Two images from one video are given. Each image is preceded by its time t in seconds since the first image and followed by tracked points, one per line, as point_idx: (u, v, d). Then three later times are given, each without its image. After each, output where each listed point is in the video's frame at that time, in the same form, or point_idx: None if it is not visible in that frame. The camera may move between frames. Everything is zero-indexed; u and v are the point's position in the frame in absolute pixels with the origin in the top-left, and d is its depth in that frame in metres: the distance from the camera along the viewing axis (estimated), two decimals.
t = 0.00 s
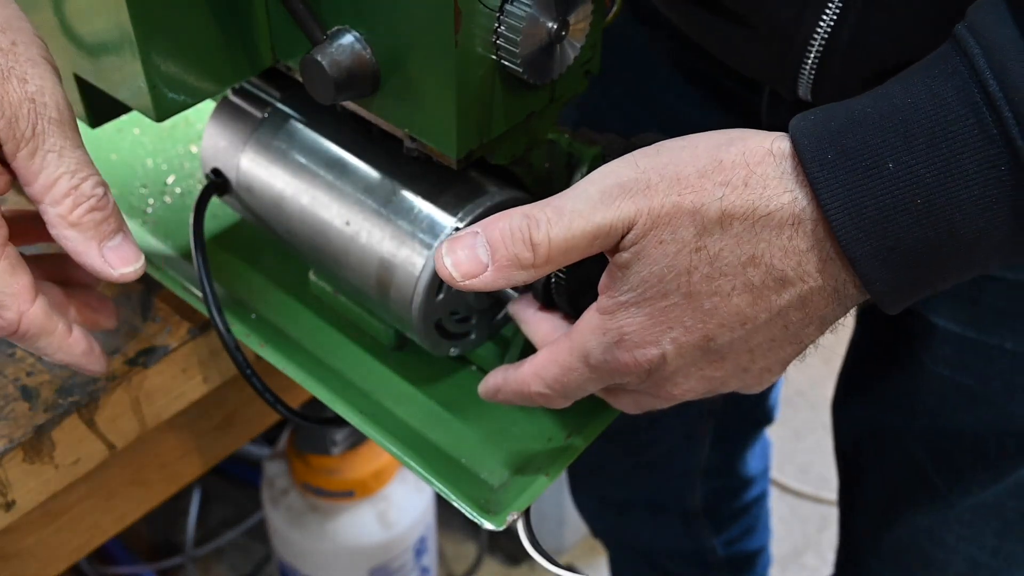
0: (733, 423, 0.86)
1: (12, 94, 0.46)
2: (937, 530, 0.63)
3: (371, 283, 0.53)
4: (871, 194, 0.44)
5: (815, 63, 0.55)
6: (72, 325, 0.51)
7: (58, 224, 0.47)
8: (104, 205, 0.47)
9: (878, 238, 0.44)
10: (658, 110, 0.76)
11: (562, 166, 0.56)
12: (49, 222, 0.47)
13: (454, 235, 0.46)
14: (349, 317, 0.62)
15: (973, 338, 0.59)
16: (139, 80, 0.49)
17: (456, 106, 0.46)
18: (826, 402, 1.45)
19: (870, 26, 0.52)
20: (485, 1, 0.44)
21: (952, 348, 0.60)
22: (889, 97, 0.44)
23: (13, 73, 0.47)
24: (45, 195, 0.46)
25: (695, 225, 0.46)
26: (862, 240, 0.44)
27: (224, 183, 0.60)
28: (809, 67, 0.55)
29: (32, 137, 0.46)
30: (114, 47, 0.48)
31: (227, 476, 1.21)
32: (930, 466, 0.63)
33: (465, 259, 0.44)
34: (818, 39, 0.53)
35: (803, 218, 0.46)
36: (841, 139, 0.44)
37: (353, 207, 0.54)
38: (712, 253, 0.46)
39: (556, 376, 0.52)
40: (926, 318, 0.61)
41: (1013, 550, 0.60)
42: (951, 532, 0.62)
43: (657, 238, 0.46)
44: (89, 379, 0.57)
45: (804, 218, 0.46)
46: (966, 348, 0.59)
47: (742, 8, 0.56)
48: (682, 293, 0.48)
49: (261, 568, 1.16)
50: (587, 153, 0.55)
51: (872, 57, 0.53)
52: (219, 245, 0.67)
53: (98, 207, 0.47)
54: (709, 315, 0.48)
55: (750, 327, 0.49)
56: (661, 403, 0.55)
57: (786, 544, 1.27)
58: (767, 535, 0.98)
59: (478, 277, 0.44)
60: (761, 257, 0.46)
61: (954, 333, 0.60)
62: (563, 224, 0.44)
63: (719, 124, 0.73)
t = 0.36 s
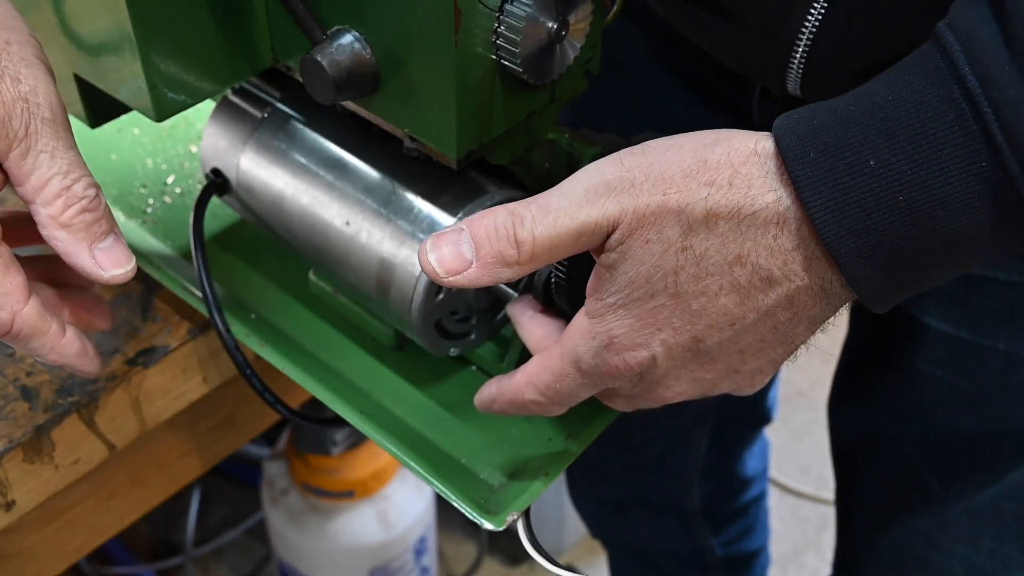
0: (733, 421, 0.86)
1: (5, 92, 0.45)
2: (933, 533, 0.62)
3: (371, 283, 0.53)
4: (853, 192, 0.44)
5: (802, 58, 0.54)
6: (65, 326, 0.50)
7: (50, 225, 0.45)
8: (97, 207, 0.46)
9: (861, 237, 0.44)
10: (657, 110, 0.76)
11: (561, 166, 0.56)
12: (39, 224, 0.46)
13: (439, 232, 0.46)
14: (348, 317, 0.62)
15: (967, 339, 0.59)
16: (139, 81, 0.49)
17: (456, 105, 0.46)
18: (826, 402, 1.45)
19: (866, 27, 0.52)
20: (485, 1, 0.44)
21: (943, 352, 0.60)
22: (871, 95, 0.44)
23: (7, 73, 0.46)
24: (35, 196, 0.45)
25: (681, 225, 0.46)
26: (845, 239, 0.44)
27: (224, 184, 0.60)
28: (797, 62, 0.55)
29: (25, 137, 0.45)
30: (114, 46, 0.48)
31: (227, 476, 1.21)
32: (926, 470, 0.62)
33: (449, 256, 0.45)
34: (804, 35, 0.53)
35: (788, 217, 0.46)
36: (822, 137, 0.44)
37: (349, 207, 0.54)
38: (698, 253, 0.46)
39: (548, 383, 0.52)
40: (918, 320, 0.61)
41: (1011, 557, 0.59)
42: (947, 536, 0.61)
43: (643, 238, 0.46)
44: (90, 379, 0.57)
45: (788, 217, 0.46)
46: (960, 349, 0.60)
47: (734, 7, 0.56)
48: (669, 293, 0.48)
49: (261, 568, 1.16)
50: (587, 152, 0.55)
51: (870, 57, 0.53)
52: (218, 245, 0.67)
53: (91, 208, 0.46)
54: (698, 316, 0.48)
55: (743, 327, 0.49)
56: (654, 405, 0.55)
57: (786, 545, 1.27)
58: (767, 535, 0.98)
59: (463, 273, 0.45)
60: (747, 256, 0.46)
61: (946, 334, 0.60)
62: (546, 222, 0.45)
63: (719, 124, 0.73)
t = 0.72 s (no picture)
0: (733, 422, 0.86)
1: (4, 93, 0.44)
2: (939, 534, 0.62)
3: (371, 283, 0.53)
4: (856, 191, 0.44)
5: (803, 61, 0.55)
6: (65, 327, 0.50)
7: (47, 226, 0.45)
8: (96, 209, 0.46)
9: (865, 236, 0.44)
10: (657, 110, 0.76)
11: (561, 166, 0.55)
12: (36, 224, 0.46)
13: (442, 235, 0.46)
14: (348, 317, 0.62)
15: (972, 338, 0.59)
16: (139, 81, 0.49)
17: (455, 106, 0.46)
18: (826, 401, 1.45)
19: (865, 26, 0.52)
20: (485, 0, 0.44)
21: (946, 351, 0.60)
22: (873, 95, 0.44)
23: (6, 74, 0.46)
24: (33, 196, 0.45)
25: (685, 224, 0.46)
26: (849, 239, 0.44)
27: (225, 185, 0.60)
28: (799, 62, 0.55)
29: (24, 139, 0.45)
30: (114, 46, 0.48)
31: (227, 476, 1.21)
32: (927, 468, 0.62)
33: (452, 257, 0.44)
34: (807, 35, 0.53)
35: (792, 216, 0.46)
36: (824, 137, 0.44)
37: (349, 207, 0.54)
38: (702, 252, 0.46)
39: (552, 383, 0.52)
40: (919, 320, 0.61)
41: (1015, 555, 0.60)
42: (952, 535, 0.62)
43: (646, 238, 0.46)
44: (89, 379, 0.57)
45: (791, 216, 0.46)
46: (964, 349, 0.59)
47: (735, 7, 0.56)
48: (673, 293, 0.48)
49: (261, 568, 1.16)
50: (587, 152, 0.55)
51: (870, 57, 0.53)
52: (218, 245, 0.67)
53: (90, 211, 0.46)
54: (702, 315, 0.48)
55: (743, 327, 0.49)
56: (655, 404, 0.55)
57: (786, 544, 1.27)
58: (767, 535, 0.98)
59: (466, 275, 0.45)
60: (751, 255, 0.46)
61: (951, 333, 0.60)
62: (548, 222, 0.45)
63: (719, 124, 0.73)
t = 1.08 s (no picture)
0: (734, 421, 0.86)
1: None
2: (937, 533, 0.62)
3: (371, 283, 0.53)
4: (854, 189, 0.44)
5: (798, 63, 0.55)
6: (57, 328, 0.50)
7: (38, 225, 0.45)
8: (88, 210, 0.46)
9: (862, 234, 0.44)
10: (657, 110, 0.76)
11: (562, 165, 0.56)
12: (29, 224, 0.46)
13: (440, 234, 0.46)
14: (348, 317, 0.62)
15: (967, 339, 0.59)
16: (139, 80, 0.49)
17: (455, 106, 0.46)
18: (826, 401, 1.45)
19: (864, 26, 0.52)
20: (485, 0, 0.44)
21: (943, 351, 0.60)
22: (871, 93, 0.44)
23: None
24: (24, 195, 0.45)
25: (684, 223, 0.46)
26: (847, 237, 0.44)
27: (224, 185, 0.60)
28: (794, 62, 0.55)
29: (17, 138, 0.44)
30: (114, 46, 0.48)
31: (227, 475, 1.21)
32: (926, 468, 0.62)
33: (452, 257, 0.44)
34: (802, 35, 0.53)
35: (790, 215, 0.46)
36: (822, 135, 0.44)
37: (348, 206, 0.54)
38: (701, 251, 0.46)
39: (551, 381, 0.52)
40: (918, 321, 0.61)
41: (1013, 555, 0.59)
42: (950, 535, 0.61)
43: (644, 237, 0.46)
44: (89, 379, 0.57)
45: (790, 215, 0.46)
46: (960, 350, 0.60)
47: (734, 7, 0.56)
48: (672, 292, 0.48)
49: (261, 568, 1.16)
50: (587, 152, 0.55)
51: (869, 57, 0.53)
52: (218, 245, 0.67)
53: (82, 211, 0.46)
54: (700, 314, 0.48)
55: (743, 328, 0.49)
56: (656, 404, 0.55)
57: (786, 544, 1.27)
58: (767, 535, 0.98)
59: (465, 275, 0.45)
60: (749, 254, 0.46)
61: (947, 335, 0.60)
62: (546, 222, 0.45)
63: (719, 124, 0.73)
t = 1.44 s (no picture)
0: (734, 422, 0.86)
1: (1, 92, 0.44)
2: (936, 532, 0.62)
3: (371, 283, 0.53)
4: (849, 181, 0.44)
5: (791, 63, 0.55)
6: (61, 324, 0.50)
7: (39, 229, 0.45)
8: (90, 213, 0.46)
9: (856, 225, 0.44)
10: (657, 110, 0.76)
11: (562, 166, 0.56)
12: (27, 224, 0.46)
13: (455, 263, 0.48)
14: (348, 317, 0.62)
15: (968, 338, 0.59)
16: (139, 80, 0.49)
17: (455, 106, 0.46)
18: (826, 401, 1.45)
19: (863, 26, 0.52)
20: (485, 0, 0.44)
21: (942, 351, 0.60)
22: (864, 87, 0.44)
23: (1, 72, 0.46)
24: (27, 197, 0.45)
25: (680, 216, 0.46)
26: (841, 228, 0.44)
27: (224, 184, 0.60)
28: (788, 63, 0.55)
29: (18, 138, 0.44)
30: (114, 46, 0.48)
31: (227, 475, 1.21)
32: (926, 467, 0.62)
33: (468, 288, 0.47)
34: (794, 36, 0.53)
35: (782, 202, 0.46)
36: (818, 128, 0.44)
37: (349, 206, 0.54)
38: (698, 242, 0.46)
39: (543, 357, 0.52)
40: (917, 320, 0.61)
41: (1012, 555, 0.59)
42: (949, 534, 0.61)
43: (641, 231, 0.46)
44: (89, 379, 0.57)
45: (783, 205, 0.46)
46: (960, 350, 0.59)
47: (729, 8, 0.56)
48: (669, 282, 0.47)
49: (261, 568, 1.16)
50: (587, 152, 0.55)
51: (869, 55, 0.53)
52: (218, 245, 0.67)
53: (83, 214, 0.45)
54: (697, 303, 0.48)
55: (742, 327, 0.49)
56: (655, 398, 0.54)
57: (786, 544, 1.27)
58: (767, 535, 0.98)
59: (483, 300, 0.47)
60: (746, 243, 0.46)
61: (946, 333, 0.60)
62: (554, 240, 0.46)
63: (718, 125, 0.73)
